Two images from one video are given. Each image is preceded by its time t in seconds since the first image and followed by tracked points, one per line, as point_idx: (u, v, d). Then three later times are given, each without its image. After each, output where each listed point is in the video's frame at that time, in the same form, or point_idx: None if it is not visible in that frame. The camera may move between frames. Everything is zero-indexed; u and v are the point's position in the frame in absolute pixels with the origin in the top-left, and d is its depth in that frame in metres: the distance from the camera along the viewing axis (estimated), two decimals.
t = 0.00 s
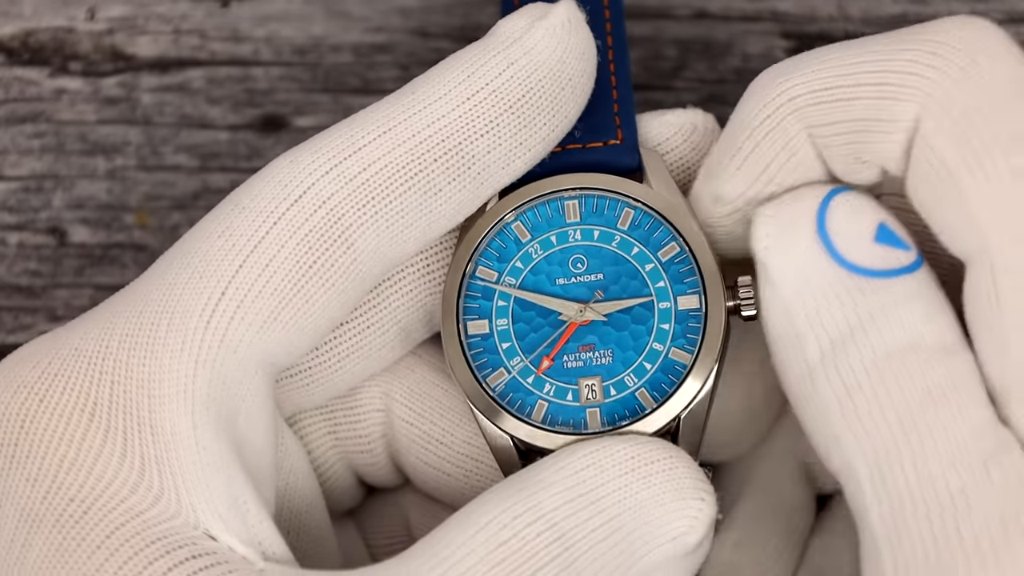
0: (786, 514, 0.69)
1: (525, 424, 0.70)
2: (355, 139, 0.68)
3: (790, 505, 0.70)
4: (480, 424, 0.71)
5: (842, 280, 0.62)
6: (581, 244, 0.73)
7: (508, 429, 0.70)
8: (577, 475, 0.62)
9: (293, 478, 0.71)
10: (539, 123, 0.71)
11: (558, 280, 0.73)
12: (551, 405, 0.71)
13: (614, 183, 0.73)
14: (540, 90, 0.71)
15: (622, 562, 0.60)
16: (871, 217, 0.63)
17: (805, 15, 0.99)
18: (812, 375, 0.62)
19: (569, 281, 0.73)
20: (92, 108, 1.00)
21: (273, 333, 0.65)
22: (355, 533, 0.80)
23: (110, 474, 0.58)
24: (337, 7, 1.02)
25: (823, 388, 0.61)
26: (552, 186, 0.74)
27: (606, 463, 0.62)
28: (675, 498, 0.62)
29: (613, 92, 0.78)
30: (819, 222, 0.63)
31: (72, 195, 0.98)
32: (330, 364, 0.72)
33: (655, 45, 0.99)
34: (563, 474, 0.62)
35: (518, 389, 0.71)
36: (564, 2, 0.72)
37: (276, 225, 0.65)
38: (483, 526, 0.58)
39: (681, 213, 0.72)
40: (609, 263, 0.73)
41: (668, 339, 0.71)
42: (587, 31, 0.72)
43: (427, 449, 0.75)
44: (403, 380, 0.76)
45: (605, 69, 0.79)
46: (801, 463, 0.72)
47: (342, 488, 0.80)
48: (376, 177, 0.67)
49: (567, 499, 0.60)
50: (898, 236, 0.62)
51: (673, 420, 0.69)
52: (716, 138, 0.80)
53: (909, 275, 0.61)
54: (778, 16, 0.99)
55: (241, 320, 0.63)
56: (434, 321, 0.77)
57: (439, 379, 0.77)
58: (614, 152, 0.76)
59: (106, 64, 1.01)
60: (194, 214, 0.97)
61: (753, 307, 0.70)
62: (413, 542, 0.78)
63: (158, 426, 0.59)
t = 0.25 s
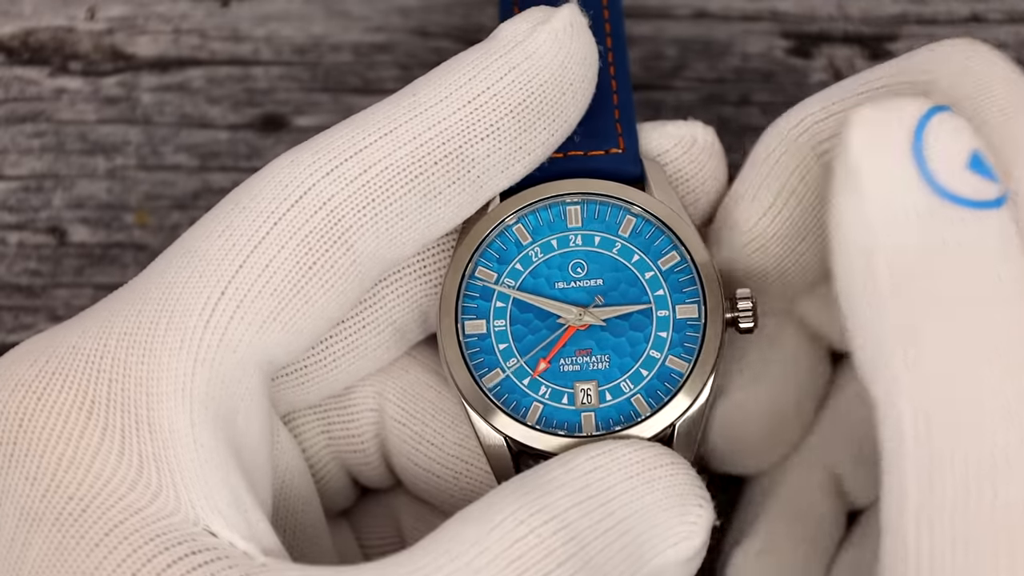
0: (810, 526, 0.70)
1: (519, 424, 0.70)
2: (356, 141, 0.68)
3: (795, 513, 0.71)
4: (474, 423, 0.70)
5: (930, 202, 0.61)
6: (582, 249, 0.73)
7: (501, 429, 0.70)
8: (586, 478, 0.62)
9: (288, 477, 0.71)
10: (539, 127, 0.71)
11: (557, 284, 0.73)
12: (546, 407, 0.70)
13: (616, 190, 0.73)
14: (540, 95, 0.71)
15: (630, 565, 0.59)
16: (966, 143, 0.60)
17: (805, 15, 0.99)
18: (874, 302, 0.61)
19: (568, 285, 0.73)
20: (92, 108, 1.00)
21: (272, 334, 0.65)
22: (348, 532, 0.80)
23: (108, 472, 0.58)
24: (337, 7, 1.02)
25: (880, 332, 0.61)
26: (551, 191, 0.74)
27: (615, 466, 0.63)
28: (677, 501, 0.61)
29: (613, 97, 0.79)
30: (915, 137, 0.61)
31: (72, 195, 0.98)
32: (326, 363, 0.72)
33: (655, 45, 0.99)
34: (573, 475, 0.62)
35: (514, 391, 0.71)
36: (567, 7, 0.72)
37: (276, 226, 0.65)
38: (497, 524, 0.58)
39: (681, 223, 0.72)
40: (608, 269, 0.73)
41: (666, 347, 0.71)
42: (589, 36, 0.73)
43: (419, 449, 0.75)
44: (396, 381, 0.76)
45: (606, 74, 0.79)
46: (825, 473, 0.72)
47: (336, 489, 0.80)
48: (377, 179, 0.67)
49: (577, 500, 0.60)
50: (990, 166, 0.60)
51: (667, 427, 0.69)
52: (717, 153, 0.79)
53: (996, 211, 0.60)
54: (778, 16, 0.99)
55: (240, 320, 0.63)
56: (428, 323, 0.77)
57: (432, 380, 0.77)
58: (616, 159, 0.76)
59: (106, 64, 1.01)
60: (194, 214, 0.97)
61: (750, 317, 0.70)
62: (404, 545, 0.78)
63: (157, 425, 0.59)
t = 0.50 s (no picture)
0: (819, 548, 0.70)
1: (519, 423, 0.70)
2: (358, 139, 0.68)
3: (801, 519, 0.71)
4: (473, 422, 0.70)
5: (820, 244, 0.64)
6: (582, 247, 0.73)
7: (501, 428, 0.70)
8: (586, 476, 0.62)
9: (289, 474, 0.71)
10: (541, 126, 0.71)
11: (557, 282, 0.73)
12: (546, 406, 0.70)
13: (616, 188, 0.73)
14: (542, 93, 0.71)
15: (628, 563, 0.60)
16: (849, 178, 0.65)
17: (806, 15, 0.99)
18: (775, 347, 0.63)
19: (568, 284, 0.73)
20: (92, 108, 1.00)
21: (273, 332, 0.65)
22: (348, 530, 0.80)
23: (109, 469, 0.58)
24: (337, 7, 1.02)
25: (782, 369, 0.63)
26: (552, 189, 0.74)
27: (615, 464, 0.63)
28: (675, 502, 0.62)
29: (615, 96, 0.79)
30: (798, 183, 0.65)
31: (72, 194, 0.98)
32: (327, 360, 0.72)
33: (655, 44, 0.99)
34: (572, 473, 0.62)
35: (514, 389, 0.71)
36: (569, 7, 0.72)
37: (277, 223, 0.65)
38: (497, 521, 0.58)
39: (681, 221, 0.72)
40: (608, 268, 0.73)
41: (665, 346, 0.71)
42: (591, 36, 0.73)
43: (419, 447, 0.75)
44: (396, 378, 0.76)
45: (606, 73, 0.80)
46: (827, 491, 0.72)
47: (336, 486, 0.80)
48: (379, 177, 0.67)
49: (576, 498, 0.60)
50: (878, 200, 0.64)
51: (667, 425, 0.69)
52: (718, 155, 0.81)
53: (884, 243, 0.63)
54: (778, 16, 0.99)
55: (241, 317, 0.63)
56: (429, 321, 0.77)
57: (433, 378, 0.76)
58: (617, 158, 0.76)
59: (106, 64, 1.01)
60: (194, 214, 0.97)
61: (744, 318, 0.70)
62: (405, 543, 0.78)
63: (157, 422, 0.59)
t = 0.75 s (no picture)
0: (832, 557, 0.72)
1: (518, 422, 0.70)
2: (359, 139, 0.68)
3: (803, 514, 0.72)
4: (473, 420, 0.70)
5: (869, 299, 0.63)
6: (581, 246, 0.73)
7: (500, 426, 0.70)
8: (586, 474, 0.62)
9: (289, 474, 0.71)
10: (541, 125, 0.72)
11: (556, 281, 0.73)
12: (545, 405, 0.70)
13: (616, 188, 0.73)
14: (543, 93, 0.71)
15: (629, 562, 0.60)
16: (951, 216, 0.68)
17: (805, 15, 0.99)
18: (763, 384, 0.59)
19: (568, 283, 0.73)
20: (92, 108, 1.00)
21: (274, 332, 0.65)
22: (348, 528, 0.80)
23: (110, 468, 0.58)
24: (337, 7, 1.02)
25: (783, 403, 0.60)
26: (552, 188, 0.74)
27: (616, 463, 0.63)
28: (676, 503, 0.63)
29: (614, 95, 0.79)
30: (900, 220, 0.69)
31: (72, 195, 0.98)
32: (328, 360, 0.72)
33: (655, 45, 0.99)
34: (573, 471, 0.62)
35: (513, 388, 0.71)
36: (569, 6, 0.72)
37: (279, 223, 0.65)
38: (499, 519, 0.58)
39: (680, 221, 0.72)
40: (608, 267, 0.73)
41: (664, 346, 0.71)
42: (591, 35, 0.73)
43: (419, 446, 0.75)
44: (396, 377, 0.76)
45: (606, 72, 0.80)
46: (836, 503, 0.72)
47: (336, 485, 0.80)
48: (380, 177, 0.67)
49: (577, 497, 0.60)
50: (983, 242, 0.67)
51: (667, 425, 0.69)
52: (716, 155, 0.81)
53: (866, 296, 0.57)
54: (778, 16, 0.99)
55: (243, 317, 0.63)
56: (428, 319, 0.77)
57: (433, 377, 0.76)
58: (616, 158, 0.76)
59: (106, 64, 1.01)
60: (194, 214, 0.97)
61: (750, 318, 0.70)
62: (404, 543, 0.77)
63: (159, 422, 0.59)
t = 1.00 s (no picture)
0: None
1: (519, 422, 0.70)
2: (362, 139, 0.68)
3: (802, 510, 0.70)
4: (474, 421, 0.70)
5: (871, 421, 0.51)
6: (583, 247, 0.73)
7: (501, 425, 0.70)
8: (588, 474, 0.62)
9: (290, 473, 0.71)
10: (543, 126, 0.72)
11: (557, 282, 0.73)
12: (547, 406, 0.71)
13: (618, 188, 0.73)
14: (545, 94, 0.71)
15: (631, 562, 0.60)
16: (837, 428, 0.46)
17: (805, 15, 0.99)
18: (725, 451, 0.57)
19: (569, 284, 0.73)
20: (92, 108, 1.00)
21: (277, 332, 0.65)
22: (348, 528, 0.80)
23: (113, 467, 0.59)
24: (337, 7, 1.02)
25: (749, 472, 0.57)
26: (554, 189, 0.74)
27: (618, 463, 0.63)
28: (678, 504, 0.63)
29: (616, 95, 0.79)
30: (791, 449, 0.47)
31: (72, 195, 0.98)
32: (329, 360, 0.72)
33: (655, 45, 0.99)
34: (574, 472, 0.62)
35: (514, 389, 0.71)
36: (571, 8, 0.72)
37: (281, 223, 0.65)
38: (500, 519, 0.58)
39: (681, 221, 0.72)
40: (609, 268, 0.73)
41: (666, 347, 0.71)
42: (593, 36, 0.73)
43: (419, 446, 0.75)
44: (397, 377, 0.76)
45: (608, 73, 0.80)
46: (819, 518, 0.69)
47: (336, 484, 0.80)
48: (383, 177, 0.67)
49: (579, 497, 0.60)
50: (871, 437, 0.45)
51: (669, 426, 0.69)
52: (719, 157, 0.81)
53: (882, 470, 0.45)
54: (778, 16, 0.99)
55: (246, 317, 0.63)
56: (429, 319, 0.77)
57: (435, 377, 0.77)
58: (618, 159, 0.76)
59: (106, 64, 1.01)
60: (194, 214, 0.97)
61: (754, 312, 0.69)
62: (405, 543, 0.77)
63: (161, 421, 0.59)
